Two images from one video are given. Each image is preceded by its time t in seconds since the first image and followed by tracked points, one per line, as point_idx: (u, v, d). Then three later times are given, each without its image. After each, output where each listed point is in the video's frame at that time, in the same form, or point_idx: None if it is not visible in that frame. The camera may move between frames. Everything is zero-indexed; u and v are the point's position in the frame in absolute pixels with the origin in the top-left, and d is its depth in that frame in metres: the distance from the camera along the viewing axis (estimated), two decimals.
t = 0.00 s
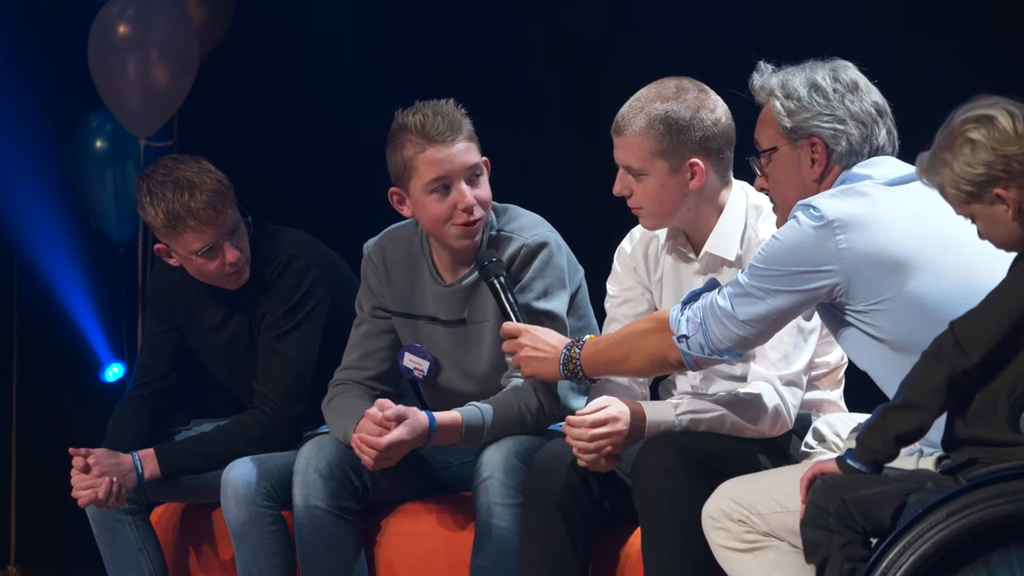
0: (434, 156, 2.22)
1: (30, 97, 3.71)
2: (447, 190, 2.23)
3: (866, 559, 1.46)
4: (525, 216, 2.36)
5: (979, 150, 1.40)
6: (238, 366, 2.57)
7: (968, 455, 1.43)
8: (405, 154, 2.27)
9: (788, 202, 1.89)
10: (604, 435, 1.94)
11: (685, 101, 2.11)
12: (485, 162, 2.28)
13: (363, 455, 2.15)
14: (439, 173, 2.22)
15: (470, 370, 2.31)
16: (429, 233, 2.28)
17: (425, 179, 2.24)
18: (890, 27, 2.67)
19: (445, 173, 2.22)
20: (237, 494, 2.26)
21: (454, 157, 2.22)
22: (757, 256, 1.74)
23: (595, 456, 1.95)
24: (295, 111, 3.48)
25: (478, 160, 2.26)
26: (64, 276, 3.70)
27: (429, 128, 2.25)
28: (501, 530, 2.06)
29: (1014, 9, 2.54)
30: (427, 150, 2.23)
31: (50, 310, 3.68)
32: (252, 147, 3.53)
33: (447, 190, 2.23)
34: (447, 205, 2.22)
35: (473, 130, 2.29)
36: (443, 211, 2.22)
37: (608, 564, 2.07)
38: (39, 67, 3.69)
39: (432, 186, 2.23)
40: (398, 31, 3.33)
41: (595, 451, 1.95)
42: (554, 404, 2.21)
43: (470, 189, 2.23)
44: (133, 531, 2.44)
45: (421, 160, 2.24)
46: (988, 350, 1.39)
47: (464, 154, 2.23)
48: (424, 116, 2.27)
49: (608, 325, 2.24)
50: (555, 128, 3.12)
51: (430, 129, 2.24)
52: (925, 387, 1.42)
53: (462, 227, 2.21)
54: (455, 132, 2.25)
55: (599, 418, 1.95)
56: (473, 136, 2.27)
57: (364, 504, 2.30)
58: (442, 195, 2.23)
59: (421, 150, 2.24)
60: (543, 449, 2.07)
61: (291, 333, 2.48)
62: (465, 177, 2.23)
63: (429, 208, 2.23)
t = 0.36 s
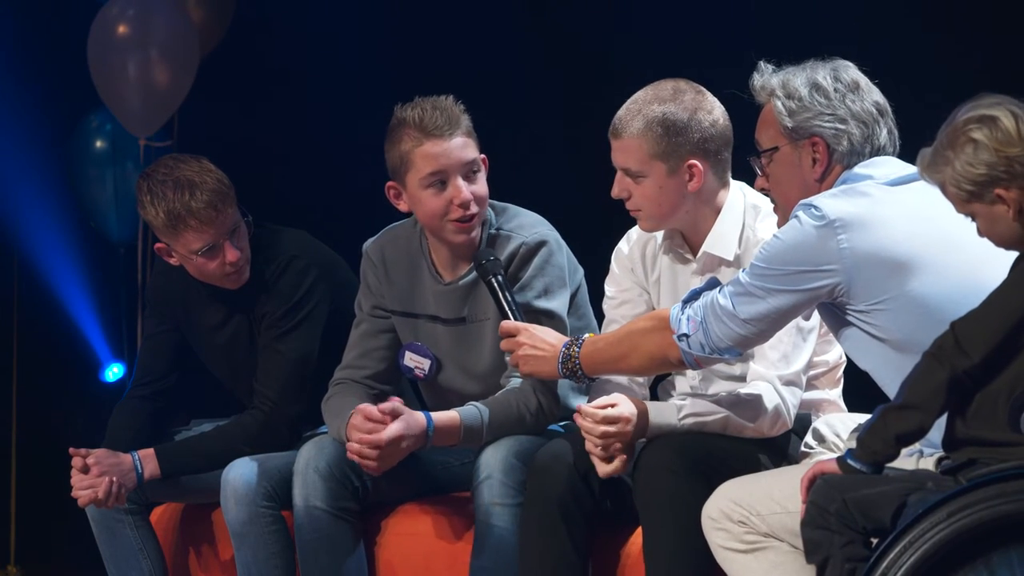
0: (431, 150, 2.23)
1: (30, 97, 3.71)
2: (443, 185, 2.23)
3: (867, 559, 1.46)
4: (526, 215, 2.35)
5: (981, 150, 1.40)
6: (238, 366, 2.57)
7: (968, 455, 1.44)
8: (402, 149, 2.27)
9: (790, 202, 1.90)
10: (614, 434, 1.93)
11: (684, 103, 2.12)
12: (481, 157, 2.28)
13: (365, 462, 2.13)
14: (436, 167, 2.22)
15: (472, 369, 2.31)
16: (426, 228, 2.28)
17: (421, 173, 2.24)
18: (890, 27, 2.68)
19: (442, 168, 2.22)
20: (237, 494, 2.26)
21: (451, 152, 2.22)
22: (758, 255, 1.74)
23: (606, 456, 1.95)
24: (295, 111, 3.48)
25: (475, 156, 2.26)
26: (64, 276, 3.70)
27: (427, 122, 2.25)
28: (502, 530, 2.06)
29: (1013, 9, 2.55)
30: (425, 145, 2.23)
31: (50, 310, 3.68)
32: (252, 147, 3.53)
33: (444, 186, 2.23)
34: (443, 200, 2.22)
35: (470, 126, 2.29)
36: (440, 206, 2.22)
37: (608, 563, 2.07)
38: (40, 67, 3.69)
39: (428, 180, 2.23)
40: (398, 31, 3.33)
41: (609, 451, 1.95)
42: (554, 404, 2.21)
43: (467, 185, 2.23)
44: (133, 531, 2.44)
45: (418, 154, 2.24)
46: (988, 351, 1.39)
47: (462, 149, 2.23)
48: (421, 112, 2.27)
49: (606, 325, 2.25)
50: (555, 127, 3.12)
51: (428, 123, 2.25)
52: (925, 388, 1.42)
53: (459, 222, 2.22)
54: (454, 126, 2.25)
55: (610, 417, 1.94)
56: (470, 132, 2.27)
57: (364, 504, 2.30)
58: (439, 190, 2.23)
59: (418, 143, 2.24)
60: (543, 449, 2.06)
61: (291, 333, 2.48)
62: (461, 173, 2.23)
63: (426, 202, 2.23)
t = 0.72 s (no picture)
0: (416, 151, 2.21)
1: (30, 96, 3.70)
2: (426, 186, 2.22)
3: (868, 559, 1.46)
4: (529, 215, 2.35)
5: (983, 150, 1.40)
6: (238, 366, 2.57)
7: (969, 455, 1.44)
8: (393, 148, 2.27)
9: (788, 204, 1.90)
10: (619, 434, 1.94)
11: (682, 103, 2.12)
12: (471, 158, 2.25)
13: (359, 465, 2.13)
14: (419, 169, 2.21)
15: (475, 366, 2.31)
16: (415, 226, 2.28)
17: (405, 173, 2.23)
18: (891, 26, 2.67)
19: (423, 170, 2.21)
20: (237, 494, 2.26)
21: (433, 154, 2.20)
22: (757, 257, 1.73)
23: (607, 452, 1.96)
24: (295, 110, 3.47)
25: (461, 160, 2.22)
26: (64, 276, 3.69)
27: (415, 123, 2.23)
28: (502, 530, 2.05)
29: (1014, 9, 2.55)
30: (409, 146, 2.22)
31: (50, 310, 3.68)
32: (252, 147, 3.52)
33: (426, 187, 2.22)
34: (424, 201, 2.21)
35: (462, 126, 2.25)
36: (421, 207, 2.22)
37: (608, 564, 2.07)
38: (40, 67, 3.69)
39: (411, 181, 2.23)
40: (398, 31, 3.33)
41: (611, 447, 1.95)
42: (555, 404, 2.21)
43: (449, 187, 2.21)
44: (133, 531, 2.44)
45: (403, 154, 2.23)
46: (990, 351, 1.39)
47: (446, 151, 2.20)
48: (411, 111, 2.26)
49: (603, 325, 2.23)
50: (555, 127, 3.12)
51: (414, 126, 2.22)
52: (927, 388, 1.42)
53: (439, 225, 2.21)
54: (440, 129, 2.21)
55: (614, 417, 1.93)
56: (461, 135, 2.24)
57: (363, 505, 2.30)
58: (420, 191, 2.22)
59: (404, 144, 2.23)
60: (543, 450, 2.06)
61: (291, 333, 2.48)
62: (444, 176, 2.21)
63: (412, 202, 2.24)
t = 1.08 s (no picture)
0: (428, 146, 2.22)
1: (30, 96, 3.70)
2: (439, 181, 2.23)
3: (867, 559, 1.46)
4: (530, 215, 2.35)
5: (981, 150, 1.40)
6: (238, 366, 2.57)
7: (968, 455, 1.44)
8: (401, 145, 2.27)
9: (785, 206, 1.90)
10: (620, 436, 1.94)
11: (680, 104, 2.12)
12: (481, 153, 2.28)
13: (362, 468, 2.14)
14: (432, 163, 2.22)
15: (475, 368, 2.31)
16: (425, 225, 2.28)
17: (418, 168, 2.24)
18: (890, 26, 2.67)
19: (437, 163, 2.22)
20: (237, 494, 2.26)
21: (447, 147, 2.22)
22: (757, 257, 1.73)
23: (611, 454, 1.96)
24: (295, 110, 3.47)
25: (473, 153, 2.25)
26: (64, 276, 3.70)
27: (425, 119, 2.25)
28: (502, 530, 2.06)
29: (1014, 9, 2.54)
30: (421, 141, 2.23)
31: (50, 310, 3.68)
32: (253, 147, 3.52)
33: (440, 181, 2.23)
34: (440, 196, 2.22)
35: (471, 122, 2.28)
36: (437, 201, 2.22)
37: (609, 563, 2.07)
38: (40, 67, 3.69)
39: (425, 176, 2.23)
40: (398, 31, 3.33)
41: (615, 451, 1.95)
42: (554, 404, 2.20)
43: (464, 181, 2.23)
44: (133, 531, 2.44)
45: (415, 149, 2.24)
46: (989, 352, 1.39)
47: (459, 144, 2.23)
48: (420, 108, 2.28)
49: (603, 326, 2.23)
50: (555, 127, 3.12)
51: (425, 120, 2.24)
52: (926, 388, 1.42)
53: (455, 219, 2.21)
54: (451, 122, 2.24)
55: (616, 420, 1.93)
56: (470, 128, 2.26)
57: (363, 505, 2.31)
58: (434, 186, 2.23)
59: (416, 139, 2.24)
60: (544, 450, 2.06)
61: (291, 333, 2.48)
62: (458, 169, 2.23)
63: (423, 198, 2.24)
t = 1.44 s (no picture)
0: (437, 150, 2.23)
1: (29, 96, 3.70)
2: (449, 185, 2.23)
3: (868, 559, 1.46)
4: (526, 215, 2.35)
5: (983, 149, 1.41)
6: (238, 367, 2.57)
7: (970, 455, 1.44)
8: (406, 148, 2.28)
9: (786, 206, 1.90)
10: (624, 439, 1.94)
11: (680, 104, 2.12)
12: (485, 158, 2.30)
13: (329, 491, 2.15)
14: (442, 167, 2.22)
15: (472, 368, 2.30)
16: (430, 229, 2.28)
17: (427, 173, 2.24)
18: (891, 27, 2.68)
19: (448, 168, 2.22)
20: (237, 494, 2.26)
21: (457, 151, 2.23)
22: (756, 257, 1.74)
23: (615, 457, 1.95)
24: (295, 110, 3.47)
25: (479, 156, 2.26)
26: (63, 276, 3.70)
27: (431, 123, 2.25)
28: (502, 530, 2.05)
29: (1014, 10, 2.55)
30: (429, 145, 2.24)
31: (49, 310, 3.68)
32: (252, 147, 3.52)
33: (450, 185, 2.23)
34: (450, 199, 2.22)
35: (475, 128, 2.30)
36: (448, 205, 2.21)
37: (609, 563, 2.08)
38: (40, 66, 3.69)
39: (435, 180, 2.23)
40: (398, 31, 3.33)
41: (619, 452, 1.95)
42: (550, 403, 2.20)
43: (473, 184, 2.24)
44: (133, 531, 2.44)
45: (423, 154, 2.24)
46: (989, 351, 1.40)
47: (467, 148, 2.24)
48: (424, 113, 2.28)
49: (604, 326, 2.23)
50: (555, 128, 3.13)
51: (432, 125, 2.25)
52: (927, 388, 1.43)
53: (465, 222, 2.21)
54: (459, 126, 2.26)
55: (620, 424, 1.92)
56: (473, 131, 2.28)
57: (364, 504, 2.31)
58: (445, 190, 2.23)
59: (424, 143, 2.24)
60: (544, 450, 2.06)
61: (291, 332, 2.48)
62: (467, 173, 2.24)
63: (431, 203, 2.23)
